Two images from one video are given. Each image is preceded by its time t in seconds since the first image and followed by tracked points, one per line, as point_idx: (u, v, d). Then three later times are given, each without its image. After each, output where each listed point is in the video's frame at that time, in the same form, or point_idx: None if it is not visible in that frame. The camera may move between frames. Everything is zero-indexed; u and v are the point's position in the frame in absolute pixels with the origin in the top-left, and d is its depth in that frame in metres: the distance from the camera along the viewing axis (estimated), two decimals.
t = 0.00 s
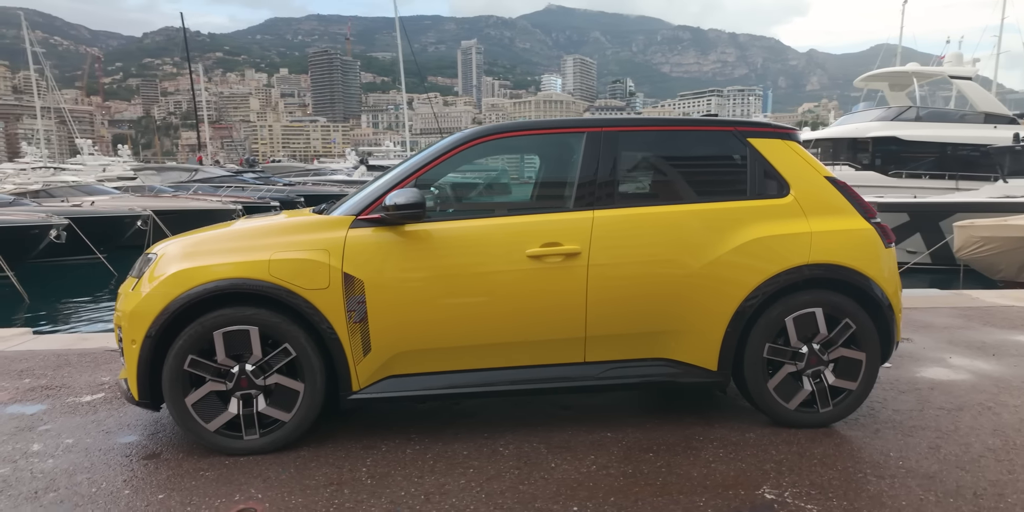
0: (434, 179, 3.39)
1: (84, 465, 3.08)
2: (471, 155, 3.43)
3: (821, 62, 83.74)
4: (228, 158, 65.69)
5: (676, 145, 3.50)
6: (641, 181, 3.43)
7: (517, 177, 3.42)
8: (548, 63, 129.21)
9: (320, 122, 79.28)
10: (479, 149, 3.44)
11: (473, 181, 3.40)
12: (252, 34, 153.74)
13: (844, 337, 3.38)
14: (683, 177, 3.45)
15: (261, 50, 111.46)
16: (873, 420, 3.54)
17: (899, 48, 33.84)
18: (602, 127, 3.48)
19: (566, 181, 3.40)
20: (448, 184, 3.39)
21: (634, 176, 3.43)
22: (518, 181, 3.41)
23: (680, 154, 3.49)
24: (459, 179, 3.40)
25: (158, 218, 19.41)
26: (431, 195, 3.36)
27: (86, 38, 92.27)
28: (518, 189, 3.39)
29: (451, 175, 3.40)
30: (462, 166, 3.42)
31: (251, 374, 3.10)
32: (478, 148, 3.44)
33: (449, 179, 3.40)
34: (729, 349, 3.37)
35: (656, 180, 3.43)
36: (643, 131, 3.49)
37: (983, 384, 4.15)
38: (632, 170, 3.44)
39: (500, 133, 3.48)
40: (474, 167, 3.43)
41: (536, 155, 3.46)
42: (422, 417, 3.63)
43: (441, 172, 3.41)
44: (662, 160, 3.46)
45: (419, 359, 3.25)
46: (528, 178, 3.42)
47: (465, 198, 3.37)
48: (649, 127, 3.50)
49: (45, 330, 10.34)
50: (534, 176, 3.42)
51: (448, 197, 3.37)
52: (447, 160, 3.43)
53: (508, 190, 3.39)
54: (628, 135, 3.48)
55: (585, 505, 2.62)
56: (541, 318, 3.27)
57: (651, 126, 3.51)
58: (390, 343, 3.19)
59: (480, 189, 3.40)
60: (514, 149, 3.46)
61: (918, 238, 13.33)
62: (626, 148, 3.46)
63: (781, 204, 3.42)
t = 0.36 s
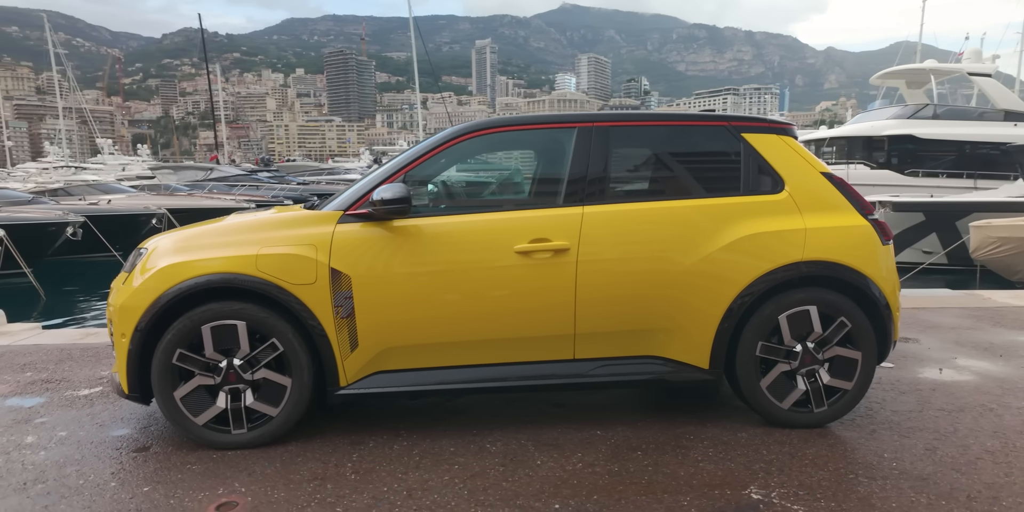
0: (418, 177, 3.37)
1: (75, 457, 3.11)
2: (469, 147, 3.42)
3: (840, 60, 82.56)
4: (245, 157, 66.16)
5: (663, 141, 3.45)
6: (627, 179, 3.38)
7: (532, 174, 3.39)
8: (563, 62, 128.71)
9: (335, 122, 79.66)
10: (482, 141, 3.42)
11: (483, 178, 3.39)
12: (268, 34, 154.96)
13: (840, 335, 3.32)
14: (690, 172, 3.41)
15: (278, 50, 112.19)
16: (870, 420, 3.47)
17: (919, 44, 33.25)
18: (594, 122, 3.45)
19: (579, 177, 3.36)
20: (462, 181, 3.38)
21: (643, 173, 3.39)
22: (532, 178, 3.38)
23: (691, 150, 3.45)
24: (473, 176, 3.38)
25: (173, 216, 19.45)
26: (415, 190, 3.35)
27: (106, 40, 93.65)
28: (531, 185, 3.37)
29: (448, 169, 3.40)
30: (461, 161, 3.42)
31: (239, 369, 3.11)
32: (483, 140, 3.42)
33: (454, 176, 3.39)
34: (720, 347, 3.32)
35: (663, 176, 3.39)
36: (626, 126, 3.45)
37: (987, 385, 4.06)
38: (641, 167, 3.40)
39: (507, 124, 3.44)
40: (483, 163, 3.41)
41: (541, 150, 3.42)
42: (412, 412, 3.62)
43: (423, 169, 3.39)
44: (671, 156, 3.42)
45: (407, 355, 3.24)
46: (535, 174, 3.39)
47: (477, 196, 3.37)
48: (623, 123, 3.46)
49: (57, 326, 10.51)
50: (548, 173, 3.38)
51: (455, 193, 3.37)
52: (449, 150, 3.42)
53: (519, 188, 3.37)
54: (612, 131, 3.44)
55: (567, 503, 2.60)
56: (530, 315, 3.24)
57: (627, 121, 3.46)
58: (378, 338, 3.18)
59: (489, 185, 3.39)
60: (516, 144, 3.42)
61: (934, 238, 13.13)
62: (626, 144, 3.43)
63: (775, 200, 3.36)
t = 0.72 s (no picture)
0: (412, 175, 3.37)
1: (65, 453, 3.14)
2: (467, 142, 3.40)
3: (861, 57, 81.23)
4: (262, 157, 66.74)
5: (650, 138, 3.39)
6: (616, 178, 3.33)
7: (543, 173, 3.34)
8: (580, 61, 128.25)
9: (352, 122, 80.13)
10: (495, 136, 3.40)
11: (498, 176, 3.37)
12: (287, 35, 156.26)
13: (835, 337, 3.25)
14: (699, 170, 3.36)
15: (296, 51, 113.11)
16: (868, 424, 3.39)
17: (943, 41, 32.60)
18: (585, 119, 3.40)
19: (602, 177, 3.33)
20: (477, 180, 3.38)
21: (652, 171, 3.34)
22: (542, 177, 3.33)
23: (703, 147, 3.39)
24: (490, 175, 3.37)
25: (189, 215, 19.67)
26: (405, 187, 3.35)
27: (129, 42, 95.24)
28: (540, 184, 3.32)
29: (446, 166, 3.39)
30: (462, 156, 3.40)
31: (227, 367, 3.12)
32: (498, 134, 3.40)
33: (468, 174, 3.36)
34: (712, 348, 3.26)
35: (671, 174, 3.34)
36: (610, 123, 3.40)
37: (994, 389, 3.95)
38: (652, 164, 3.35)
39: (514, 121, 3.42)
40: (496, 161, 3.40)
41: (561, 147, 3.37)
42: (402, 411, 3.61)
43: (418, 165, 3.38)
44: (679, 153, 3.37)
45: (397, 354, 3.23)
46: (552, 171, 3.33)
47: (490, 195, 3.33)
48: (614, 121, 3.41)
49: (70, 322, 10.71)
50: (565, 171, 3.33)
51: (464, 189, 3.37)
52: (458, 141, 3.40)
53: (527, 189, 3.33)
54: (596, 129, 3.38)
55: (549, 505, 2.56)
56: (519, 315, 3.21)
57: (614, 120, 3.41)
58: (366, 337, 3.17)
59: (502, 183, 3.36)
60: (527, 142, 3.40)
61: (954, 238, 12.84)
62: (619, 143, 3.38)
63: (769, 198, 3.29)
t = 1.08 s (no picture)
0: (414, 175, 3.36)
1: (64, 450, 3.19)
2: (471, 141, 3.38)
3: (888, 54, 79.56)
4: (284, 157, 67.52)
5: (649, 140, 3.34)
6: (611, 178, 3.29)
7: (557, 173, 3.29)
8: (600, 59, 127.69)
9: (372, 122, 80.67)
10: (510, 135, 3.38)
11: (515, 175, 3.35)
12: (309, 36, 158.40)
13: (836, 343, 3.17)
14: (715, 170, 3.30)
15: (318, 52, 114.31)
16: (870, 432, 3.31)
17: (975, 36, 31.76)
18: (581, 119, 3.37)
19: (620, 177, 3.29)
20: (494, 180, 3.37)
21: (665, 171, 3.30)
22: (559, 177, 3.28)
23: (709, 148, 3.34)
24: (508, 175, 3.36)
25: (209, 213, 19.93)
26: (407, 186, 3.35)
27: (157, 45, 97.39)
28: (556, 184, 3.27)
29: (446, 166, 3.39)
30: (466, 156, 3.39)
31: (221, 367, 3.14)
32: (509, 134, 3.38)
33: (485, 174, 3.39)
34: (709, 352, 3.21)
35: (684, 174, 3.29)
36: (619, 123, 3.36)
37: (1007, 397, 3.83)
38: (664, 164, 3.31)
39: (519, 121, 3.39)
40: (513, 159, 3.39)
41: (584, 146, 3.33)
42: (398, 413, 3.61)
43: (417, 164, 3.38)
44: (694, 153, 3.32)
45: (389, 356, 3.22)
46: (574, 171, 3.29)
47: (508, 195, 3.30)
48: (627, 121, 3.37)
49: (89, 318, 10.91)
50: (585, 171, 3.30)
51: (476, 187, 3.37)
52: (470, 136, 3.38)
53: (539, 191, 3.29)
54: (609, 129, 3.35)
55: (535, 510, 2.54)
56: (512, 318, 3.19)
57: (632, 119, 3.37)
58: (359, 338, 3.17)
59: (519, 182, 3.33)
60: (535, 142, 3.37)
61: (979, 240, 12.57)
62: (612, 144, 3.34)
63: (768, 200, 3.23)
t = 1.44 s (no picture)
0: (415, 174, 3.37)
1: (64, 445, 3.26)
2: (478, 140, 3.38)
3: (913, 51, 78.01)
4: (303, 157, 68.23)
5: (650, 139, 3.31)
6: (607, 178, 3.27)
7: (576, 173, 3.27)
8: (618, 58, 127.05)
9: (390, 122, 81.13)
10: (506, 135, 3.36)
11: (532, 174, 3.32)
12: (330, 37, 160.07)
13: (833, 347, 3.11)
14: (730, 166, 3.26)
15: (337, 52, 115.27)
16: (869, 438, 3.24)
17: (1004, 33, 30.92)
18: (574, 119, 3.34)
19: (617, 178, 3.26)
20: (511, 180, 3.33)
21: (677, 171, 3.26)
22: (577, 176, 3.27)
23: (705, 149, 3.29)
24: (525, 174, 3.33)
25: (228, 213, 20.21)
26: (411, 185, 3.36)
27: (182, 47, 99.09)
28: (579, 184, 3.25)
29: (446, 165, 3.39)
30: (469, 155, 3.39)
31: (215, 365, 3.17)
32: (519, 134, 3.36)
33: (503, 173, 3.35)
34: (702, 355, 3.17)
35: (698, 174, 3.25)
36: (625, 123, 3.33)
37: (1015, 404, 3.72)
38: (676, 164, 3.27)
39: (517, 121, 3.36)
40: (529, 159, 3.35)
41: (609, 147, 3.31)
42: (392, 413, 3.62)
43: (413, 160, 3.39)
44: (707, 152, 3.28)
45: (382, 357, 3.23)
46: (598, 171, 3.28)
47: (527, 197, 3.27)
48: (619, 121, 3.33)
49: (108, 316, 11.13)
50: (603, 170, 3.28)
51: (490, 187, 3.34)
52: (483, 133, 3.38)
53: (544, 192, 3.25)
54: (598, 129, 3.32)
55: None
56: (504, 319, 3.18)
57: (621, 119, 3.34)
58: (350, 338, 3.18)
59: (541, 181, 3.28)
60: (529, 142, 3.36)
61: (1001, 241, 12.22)
62: (604, 144, 3.31)
63: (764, 201, 3.17)
